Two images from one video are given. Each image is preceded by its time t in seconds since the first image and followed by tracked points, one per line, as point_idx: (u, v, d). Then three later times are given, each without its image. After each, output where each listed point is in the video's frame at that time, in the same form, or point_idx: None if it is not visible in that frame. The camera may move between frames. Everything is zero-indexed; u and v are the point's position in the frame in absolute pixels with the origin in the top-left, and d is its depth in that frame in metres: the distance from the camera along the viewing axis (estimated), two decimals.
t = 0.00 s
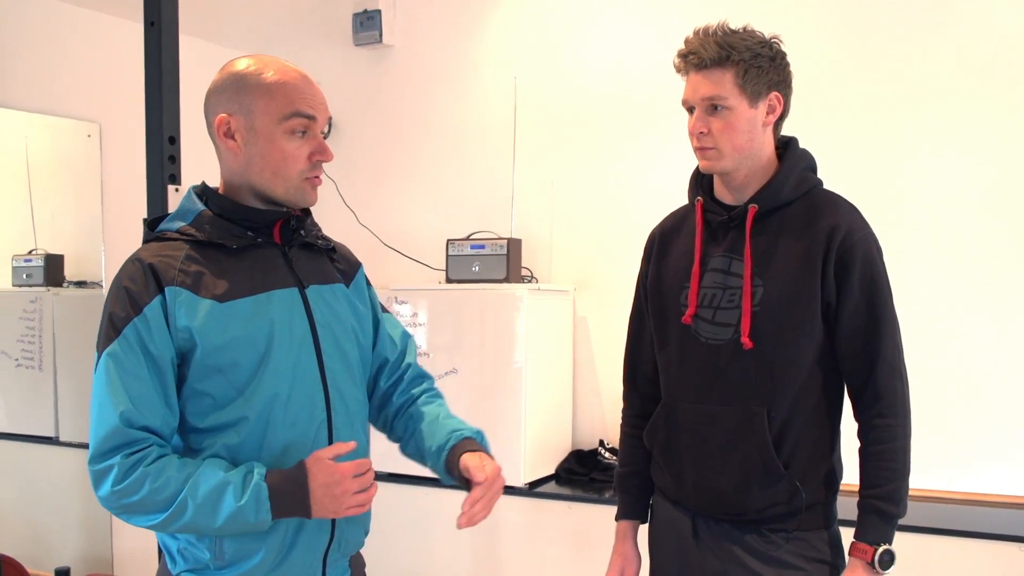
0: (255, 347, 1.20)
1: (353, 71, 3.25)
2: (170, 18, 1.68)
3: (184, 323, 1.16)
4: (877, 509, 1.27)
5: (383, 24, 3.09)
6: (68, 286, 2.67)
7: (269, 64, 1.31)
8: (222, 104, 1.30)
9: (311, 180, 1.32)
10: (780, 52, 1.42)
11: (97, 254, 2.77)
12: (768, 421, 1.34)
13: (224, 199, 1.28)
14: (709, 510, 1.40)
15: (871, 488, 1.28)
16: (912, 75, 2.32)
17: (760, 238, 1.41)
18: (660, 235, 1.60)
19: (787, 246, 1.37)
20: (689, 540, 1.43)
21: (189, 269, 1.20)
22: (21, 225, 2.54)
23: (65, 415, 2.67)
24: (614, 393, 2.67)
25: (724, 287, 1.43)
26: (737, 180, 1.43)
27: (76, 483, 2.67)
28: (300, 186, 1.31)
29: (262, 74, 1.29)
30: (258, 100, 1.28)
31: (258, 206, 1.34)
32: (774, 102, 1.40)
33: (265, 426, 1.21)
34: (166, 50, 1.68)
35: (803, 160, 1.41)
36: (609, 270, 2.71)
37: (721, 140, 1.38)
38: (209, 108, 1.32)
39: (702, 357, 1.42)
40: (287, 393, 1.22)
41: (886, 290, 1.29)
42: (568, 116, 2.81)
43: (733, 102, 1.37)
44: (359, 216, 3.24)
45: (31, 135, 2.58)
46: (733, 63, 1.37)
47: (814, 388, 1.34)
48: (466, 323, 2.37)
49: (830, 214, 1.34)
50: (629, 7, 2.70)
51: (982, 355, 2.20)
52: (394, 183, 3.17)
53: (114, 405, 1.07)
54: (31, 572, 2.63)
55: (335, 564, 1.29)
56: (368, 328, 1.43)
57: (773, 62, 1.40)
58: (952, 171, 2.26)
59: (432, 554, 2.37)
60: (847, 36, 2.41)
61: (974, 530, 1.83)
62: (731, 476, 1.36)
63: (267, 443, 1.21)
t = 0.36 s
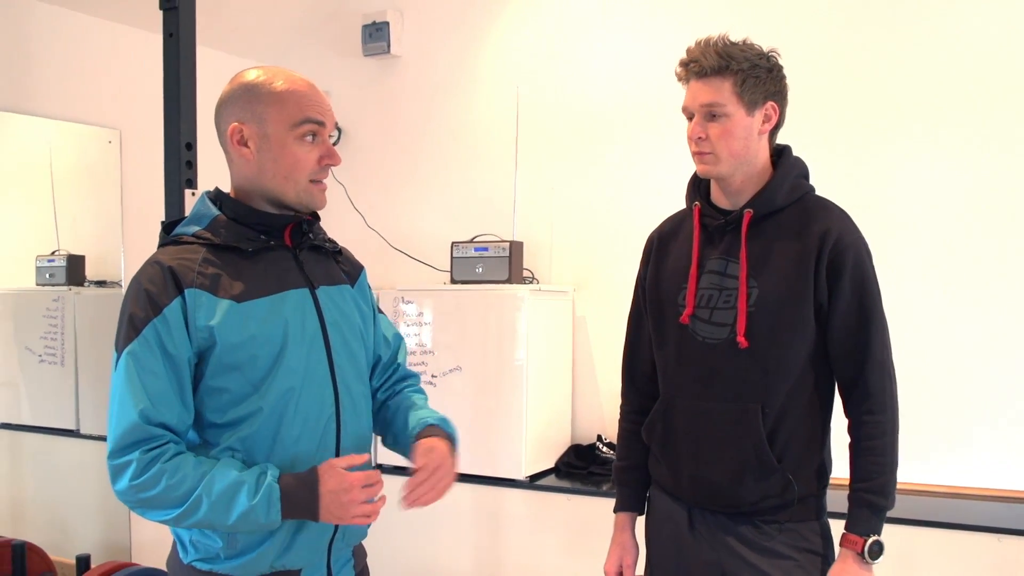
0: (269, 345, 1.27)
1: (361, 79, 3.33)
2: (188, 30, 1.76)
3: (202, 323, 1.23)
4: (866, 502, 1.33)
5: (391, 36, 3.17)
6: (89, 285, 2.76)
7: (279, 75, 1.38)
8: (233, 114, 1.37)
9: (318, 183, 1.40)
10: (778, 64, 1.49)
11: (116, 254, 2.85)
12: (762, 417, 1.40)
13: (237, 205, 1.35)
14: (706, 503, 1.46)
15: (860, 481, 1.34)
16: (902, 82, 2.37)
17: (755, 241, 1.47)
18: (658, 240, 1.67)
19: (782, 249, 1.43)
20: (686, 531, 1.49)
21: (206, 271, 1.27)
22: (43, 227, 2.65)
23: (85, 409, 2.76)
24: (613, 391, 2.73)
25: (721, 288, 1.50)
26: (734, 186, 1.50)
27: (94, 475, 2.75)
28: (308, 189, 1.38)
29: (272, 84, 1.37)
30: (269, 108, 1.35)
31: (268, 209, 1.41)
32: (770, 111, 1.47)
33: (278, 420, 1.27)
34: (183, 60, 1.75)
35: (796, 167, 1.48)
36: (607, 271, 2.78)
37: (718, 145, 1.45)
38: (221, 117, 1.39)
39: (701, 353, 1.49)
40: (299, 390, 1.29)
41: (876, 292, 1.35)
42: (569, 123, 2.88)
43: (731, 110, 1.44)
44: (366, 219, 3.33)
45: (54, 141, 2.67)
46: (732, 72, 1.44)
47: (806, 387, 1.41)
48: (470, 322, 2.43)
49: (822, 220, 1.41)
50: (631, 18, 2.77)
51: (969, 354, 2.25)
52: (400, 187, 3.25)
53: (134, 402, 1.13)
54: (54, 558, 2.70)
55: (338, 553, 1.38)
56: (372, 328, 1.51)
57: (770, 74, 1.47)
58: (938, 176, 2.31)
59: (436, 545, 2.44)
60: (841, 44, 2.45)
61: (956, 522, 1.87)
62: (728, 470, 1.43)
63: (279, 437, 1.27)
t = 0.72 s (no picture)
0: (278, 340, 1.33)
1: (367, 86, 3.41)
2: (201, 39, 1.83)
3: (213, 320, 1.29)
4: (859, 490, 1.38)
5: (397, 44, 3.24)
6: (106, 285, 2.82)
7: (286, 81, 1.45)
8: (243, 117, 1.43)
9: (325, 184, 1.46)
10: (769, 71, 1.55)
11: (133, 255, 2.94)
12: (759, 409, 1.46)
13: (247, 206, 1.41)
14: (703, 492, 1.52)
15: (853, 471, 1.40)
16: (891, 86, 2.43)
17: (751, 241, 1.54)
18: (657, 239, 1.73)
19: (778, 249, 1.49)
20: (684, 520, 1.56)
21: (217, 270, 1.33)
22: (62, 227, 2.70)
23: (104, 404, 2.81)
24: (611, 386, 2.80)
25: (717, 287, 1.56)
26: (728, 189, 1.57)
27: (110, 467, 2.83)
28: (316, 189, 1.44)
29: (278, 89, 1.44)
30: (277, 111, 1.41)
31: (275, 209, 1.47)
32: (763, 117, 1.53)
33: (286, 413, 1.33)
34: (196, 68, 1.82)
35: (788, 170, 1.54)
36: (605, 269, 2.85)
37: (714, 152, 1.51)
38: (230, 121, 1.45)
39: (698, 348, 1.55)
40: (307, 384, 1.35)
41: (866, 290, 1.41)
42: (568, 127, 2.95)
43: (726, 116, 1.50)
44: (372, 220, 3.40)
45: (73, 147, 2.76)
46: (726, 80, 1.50)
47: (799, 380, 1.47)
48: (472, 320, 2.50)
49: (815, 220, 1.47)
50: (630, 24, 2.83)
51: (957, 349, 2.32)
52: (404, 189, 3.32)
53: (147, 398, 1.19)
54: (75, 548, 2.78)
55: (347, 543, 1.43)
56: (375, 324, 1.57)
57: (762, 80, 1.54)
58: (925, 176, 2.37)
59: (440, 536, 2.51)
60: (836, 50, 2.51)
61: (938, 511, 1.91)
62: (723, 461, 1.49)
63: (288, 429, 1.33)
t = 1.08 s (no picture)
0: (290, 337, 1.35)
1: (373, 93, 3.51)
2: (216, 50, 1.92)
3: (228, 317, 1.31)
4: (845, 479, 1.44)
5: (403, 54, 3.33)
6: (127, 285, 2.92)
7: (299, 88, 1.46)
8: (255, 120, 1.45)
9: (326, 188, 1.45)
10: (756, 79, 1.61)
11: (151, 256, 3.03)
12: (751, 402, 1.52)
13: (256, 208, 1.44)
14: (697, 481, 1.59)
15: (840, 460, 1.46)
16: (878, 90, 2.51)
17: (743, 242, 1.60)
18: (654, 241, 1.80)
19: (767, 250, 1.56)
20: (679, 508, 1.63)
21: (230, 271, 1.35)
22: (85, 229, 2.79)
23: (124, 399, 2.93)
24: (609, 380, 2.89)
25: (711, 285, 1.62)
26: (722, 192, 1.63)
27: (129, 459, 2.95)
28: (314, 192, 1.43)
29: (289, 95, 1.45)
30: (284, 115, 1.42)
31: (282, 211, 1.48)
32: (753, 123, 1.59)
33: (299, 407, 1.36)
34: (211, 76, 1.91)
35: (778, 173, 1.60)
36: (603, 268, 2.94)
37: (709, 159, 1.57)
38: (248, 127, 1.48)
39: (693, 345, 1.62)
40: (317, 381, 1.38)
41: (852, 289, 1.48)
42: (568, 132, 3.03)
43: (717, 124, 1.56)
44: (379, 221, 3.49)
45: (95, 154, 2.86)
46: (716, 90, 1.56)
47: (790, 374, 1.53)
48: (476, 318, 2.59)
49: (804, 222, 1.53)
50: (628, 33, 2.91)
51: (941, 345, 2.40)
52: (410, 191, 3.41)
53: (166, 392, 1.22)
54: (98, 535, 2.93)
55: (359, 532, 1.42)
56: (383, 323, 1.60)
57: (750, 88, 1.60)
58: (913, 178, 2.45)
59: (444, 524, 2.61)
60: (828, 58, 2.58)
61: (917, 498, 2.00)
62: (718, 451, 1.55)
63: (301, 422, 1.36)
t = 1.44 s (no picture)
0: (311, 333, 1.39)
1: (381, 100, 3.62)
2: (232, 63, 2.03)
3: (255, 313, 1.33)
4: (831, 465, 1.48)
5: (409, 64, 3.44)
6: (149, 285, 3.08)
7: (318, 97, 1.51)
8: (276, 128, 1.50)
9: (347, 196, 1.53)
10: (746, 87, 1.65)
11: (172, 258, 3.20)
12: (741, 394, 1.55)
13: (278, 210, 1.48)
14: (688, 468, 1.62)
15: (825, 447, 1.50)
16: (860, 94, 2.60)
17: (732, 241, 1.63)
18: (647, 240, 1.83)
19: (756, 247, 1.59)
20: (673, 494, 1.65)
21: (256, 268, 1.37)
22: (109, 231, 2.93)
23: (147, 393, 3.07)
24: (606, 373, 2.99)
25: (702, 283, 1.65)
26: (711, 193, 1.66)
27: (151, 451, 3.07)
28: (337, 200, 1.51)
29: (309, 106, 1.50)
30: (307, 125, 1.48)
31: (302, 214, 1.54)
32: (741, 128, 1.63)
33: (320, 401, 1.38)
34: (228, 87, 2.02)
35: (764, 176, 1.63)
36: (600, 266, 3.04)
37: (698, 159, 1.61)
38: (265, 133, 1.53)
39: (686, 339, 1.64)
40: (337, 375, 1.41)
41: (836, 284, 1.51)
42: (566, 136, 3.14)
43: (708, 127, 1.59)
44: (387, 222, 3.61)
45: (119, 160, 3.00)
46: (707, 95, 1.60)
47: (778, 367, 1.55)
48: (479, 315, 2.70)
49: (789, 221, 1.56)
50: (625, 42, 3.01)
51: (925, 339, 2.49)
52: (415, 193, 3.52)
53: (202, 384, 1.23)
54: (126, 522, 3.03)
55: (373, 516, 1.49)
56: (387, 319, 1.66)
57: (741, 95, 1.63)
58: (894, 178, 2.55)
59: (450, 509, 2.73)
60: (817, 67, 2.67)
61: (898, 483, 2.10)
62: (710, 440, 1.57)
63: (322, 416, 1.39)
